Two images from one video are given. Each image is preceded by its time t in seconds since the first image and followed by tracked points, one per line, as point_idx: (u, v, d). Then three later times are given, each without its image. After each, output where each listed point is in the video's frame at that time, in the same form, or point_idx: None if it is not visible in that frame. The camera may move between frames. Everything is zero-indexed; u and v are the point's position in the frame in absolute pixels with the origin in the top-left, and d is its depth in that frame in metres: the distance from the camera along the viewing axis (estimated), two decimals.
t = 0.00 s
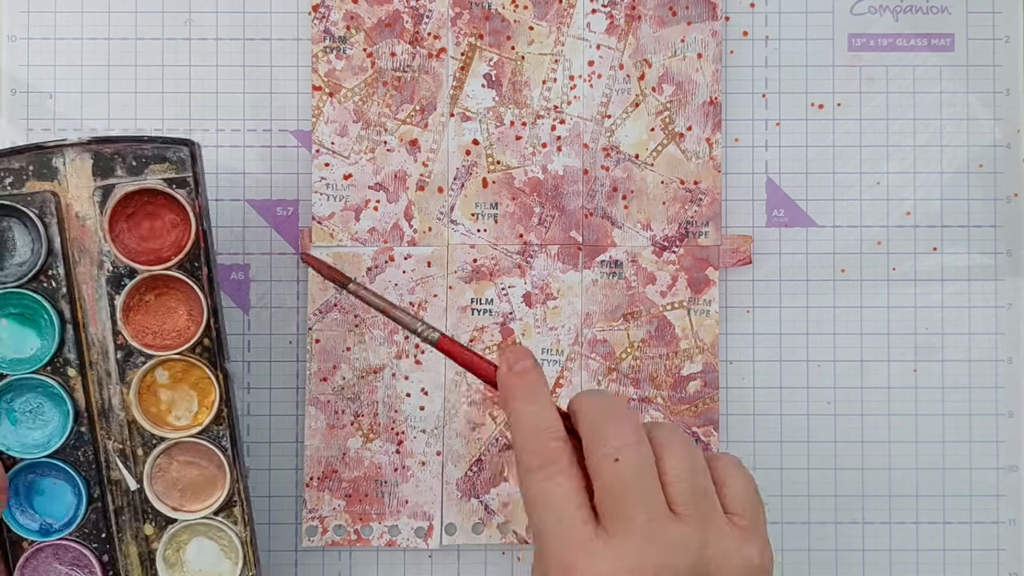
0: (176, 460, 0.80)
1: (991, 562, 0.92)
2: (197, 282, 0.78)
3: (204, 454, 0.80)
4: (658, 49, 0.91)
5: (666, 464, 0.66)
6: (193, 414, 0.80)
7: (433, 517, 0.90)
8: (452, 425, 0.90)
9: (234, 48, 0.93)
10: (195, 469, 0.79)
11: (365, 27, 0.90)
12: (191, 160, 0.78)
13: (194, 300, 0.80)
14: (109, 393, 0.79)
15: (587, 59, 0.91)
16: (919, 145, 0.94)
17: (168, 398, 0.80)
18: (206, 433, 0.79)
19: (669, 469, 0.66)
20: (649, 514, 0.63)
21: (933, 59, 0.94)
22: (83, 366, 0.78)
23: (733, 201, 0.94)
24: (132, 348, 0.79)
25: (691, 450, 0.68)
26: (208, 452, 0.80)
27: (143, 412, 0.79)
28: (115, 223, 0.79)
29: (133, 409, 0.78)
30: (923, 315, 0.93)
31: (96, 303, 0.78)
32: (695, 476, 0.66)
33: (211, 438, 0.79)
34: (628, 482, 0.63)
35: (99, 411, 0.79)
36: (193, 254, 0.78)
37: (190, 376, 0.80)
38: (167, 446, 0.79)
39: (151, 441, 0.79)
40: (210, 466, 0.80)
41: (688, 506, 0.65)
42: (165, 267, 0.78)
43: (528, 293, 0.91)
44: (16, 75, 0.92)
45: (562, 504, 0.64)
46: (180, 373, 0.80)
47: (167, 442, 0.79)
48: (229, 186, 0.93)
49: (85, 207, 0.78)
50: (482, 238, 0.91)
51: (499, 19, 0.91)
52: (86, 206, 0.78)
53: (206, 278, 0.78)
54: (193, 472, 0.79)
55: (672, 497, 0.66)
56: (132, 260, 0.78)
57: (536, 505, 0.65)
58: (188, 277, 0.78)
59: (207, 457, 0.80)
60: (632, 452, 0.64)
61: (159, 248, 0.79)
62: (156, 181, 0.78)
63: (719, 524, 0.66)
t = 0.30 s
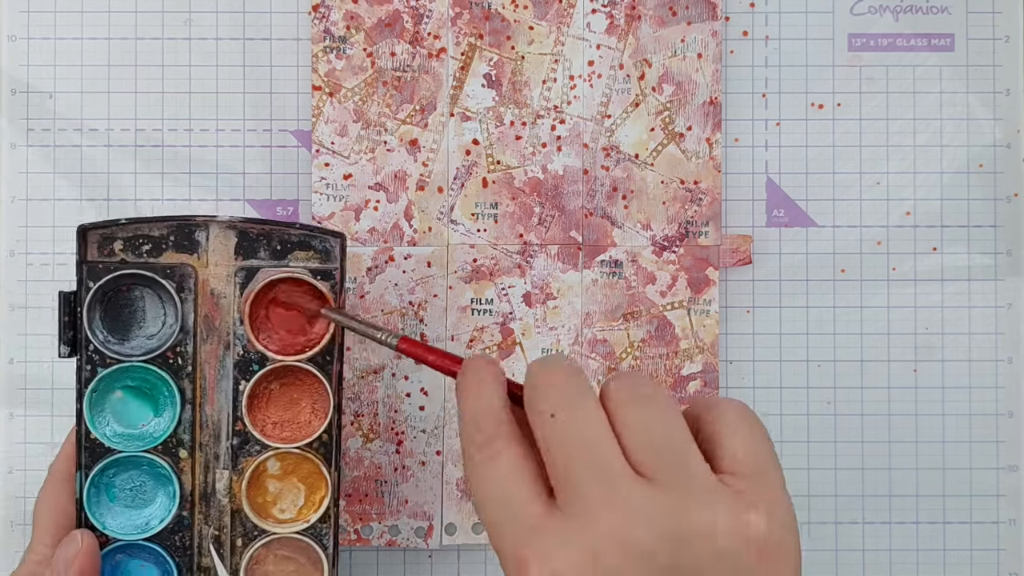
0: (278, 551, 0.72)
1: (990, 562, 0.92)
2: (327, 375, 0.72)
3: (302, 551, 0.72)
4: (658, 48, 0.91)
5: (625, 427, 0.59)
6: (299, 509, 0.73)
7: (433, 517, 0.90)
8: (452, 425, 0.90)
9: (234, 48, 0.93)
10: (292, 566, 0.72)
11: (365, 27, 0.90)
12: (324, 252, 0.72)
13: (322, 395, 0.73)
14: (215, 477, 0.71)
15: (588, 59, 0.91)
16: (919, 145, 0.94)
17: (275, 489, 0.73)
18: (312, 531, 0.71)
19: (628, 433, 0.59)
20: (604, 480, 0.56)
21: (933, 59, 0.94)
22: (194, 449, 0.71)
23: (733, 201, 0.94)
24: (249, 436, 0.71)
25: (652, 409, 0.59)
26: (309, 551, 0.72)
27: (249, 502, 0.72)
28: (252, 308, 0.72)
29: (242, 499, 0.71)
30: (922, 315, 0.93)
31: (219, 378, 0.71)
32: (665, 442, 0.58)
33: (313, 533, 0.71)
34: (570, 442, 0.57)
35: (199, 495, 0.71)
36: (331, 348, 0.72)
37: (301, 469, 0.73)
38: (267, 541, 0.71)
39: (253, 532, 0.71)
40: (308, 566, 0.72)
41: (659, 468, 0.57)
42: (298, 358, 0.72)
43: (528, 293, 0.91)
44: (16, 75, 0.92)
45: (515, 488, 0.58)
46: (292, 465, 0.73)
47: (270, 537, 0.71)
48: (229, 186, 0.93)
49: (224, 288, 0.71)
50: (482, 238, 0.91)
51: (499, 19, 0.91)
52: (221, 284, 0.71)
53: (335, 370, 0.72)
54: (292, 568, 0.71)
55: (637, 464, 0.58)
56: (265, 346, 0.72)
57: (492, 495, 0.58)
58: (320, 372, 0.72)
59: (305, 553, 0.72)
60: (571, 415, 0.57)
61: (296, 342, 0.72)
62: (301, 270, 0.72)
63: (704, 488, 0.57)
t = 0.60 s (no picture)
0: (304, 552, 0.73)
1: (990, 562, 0.92)
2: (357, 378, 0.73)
3: (328, 553, 0.74)
4: (658, 48, 0.91)
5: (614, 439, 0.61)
6: (326, 511, 0.74)
7: (433, 517, 0.90)
8: (452, 425, 0.90)
9: (234, 48, 0.93)
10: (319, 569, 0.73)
11: (365, 27, 0.90)
12: (353, 258, 0.74)
13: (352, 399, 0.74)
14: (244, 479, 0.73)
15: (587, 59, 0.91)
16: (918, 145, 0.94)
17: (303, 491, 0.75)
18: (339, 534, 0.73)
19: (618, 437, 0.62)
20: (588, 469, 0.58)
21: (933, 59, 0.94)
22: (225, 450, 0.73)
23: (733, 201, 0.94)
24: (279, 438, 0.73)
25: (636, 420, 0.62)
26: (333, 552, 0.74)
27: (278, 504, 0.73)
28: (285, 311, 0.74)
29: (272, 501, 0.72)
30: (922, 315, 0.93)
31: (251, 381, 0.73)
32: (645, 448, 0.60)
33: (341, 536, 0.73)
34: (555, 435, 0.59)
35: (228, 496, 0.73)
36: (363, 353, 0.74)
37: (329, 472, 0.75)
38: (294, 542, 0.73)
39: (280, 534, 0.73)
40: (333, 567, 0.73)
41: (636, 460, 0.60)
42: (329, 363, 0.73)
43: (528, 293, 0.91)
44: (16, 75, 0.92)
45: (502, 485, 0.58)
46: (321, 469, 0.75)
47: (298, 538, 0.73)
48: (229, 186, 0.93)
49: (257, 291, 0.73)
50: (482, 238, 0.91)
51: (499, 19, 0.91)
52: (255, 287, 0.73)
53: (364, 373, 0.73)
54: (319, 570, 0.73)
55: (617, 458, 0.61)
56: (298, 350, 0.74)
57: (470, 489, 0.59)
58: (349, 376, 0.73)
59: (331, 556, 0.74)
60: (560, 414, 0.60)
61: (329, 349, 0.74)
62: (334, 275, 0.74)
63: (684, 479, 0.59)
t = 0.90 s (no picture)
0: (135, 414, 0.80)
1: (990, 562, 0.92)
2: (121, 223, 0.78)
3: (161, 407, 0.80)
4: (658, 48, 0.91)
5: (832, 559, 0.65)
6: (142, 363, 0.80)
7: (433, 517, 0.90)
8: (452, 425, 0.90)
9: (234, 48, 0.93)
10: (155, 422, 0.80)
11: (365, 27, 0.90)
12: (88, 96, 0.77)
13: (121, 241, 0.80)
14: (57, 351, 0.79)
15: (587, 59, 0.91)
16: (918, 145, 0.94)
17: (114, 349, 0.80)
18: (159, 380, 0.79)
19: None
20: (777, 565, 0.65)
21: (933, 59, 0.94)
22: (27, 328, 0.78)
23: (732, 201, 0.94)
24: (71, 302, 0.79)
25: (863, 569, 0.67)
26: (164, 402, 0.80)
27: (93, 366, 0.80)
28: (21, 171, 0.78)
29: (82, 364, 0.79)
30: (922, 315, 0.93)
31: (26, 256, 0.79)
32: None
33: (165, 386, 0.79)
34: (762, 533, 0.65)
35: (49, 372, 0.79)
36: (107, 194, 0.78)
37: (133, 324, 0.80)
38: (123, 400, 0.79)
39: (106, 396, 0.79)
40: (173, 418, 0.80)
41: None
42: (87, 210, 0.78)
43: (528, 293, 0.91)
44: (16, 75, 0.92)
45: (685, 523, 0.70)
46: (124, 322, 0.80)
47: (121, 395, 0.79)
48: (229, 186, 0.93)
49: None
50: (482, 238, 0.91)
51: (499, 19, 0.91)
52: None
53: (127, 216, 0.78)
54: (154, 425, 0.80)
55: None
56: (51, 212, 0.78)
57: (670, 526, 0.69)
58: (107, 218, 0.78)
59: (167, 410, 0.80)
60: None
61: (73, 188, 0.79)
62: (60, 124, 0.78)
63: None
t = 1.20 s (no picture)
0: (130, 411, 0.80)
1: (990, 562, 0.92)
2: (118, 225, 0.78)
3: (155, 403, 0.80)
4: (658, 49, 0.91)
5: None
6: (138, 362, 0.80)
7: (433, 517, 0.90)
8: (452, 425, 0.90)
9: (234, 48, 0.93)
10: (150, 419, 0.80)
11: (365, 27, 0.90)
12: (90, 100, 0.77)
13: (118, 244, 0.79)
14: (56, 350, 0.79)
15: (587, 60, 0.91)
16: (918, 145, 0.94)
17: (110, 348, 0.80)
18: (152, 380, 0.79)
19: None
20: None
21: (933, 59, 0.94)
22: (27, 327, 0.79)
23: (733, 201, 0.94)
24: (68, 303, 0.79)
25: None
26: (158, 400, 0.80)
27: (89, 365, 0.80)
28: (28, 176, 0.79)
29: (78, 363, 0.79)
30: (922, 315, 0.93)
31: (28, 259, 0.79)
32: None
33: (158, 384, 0.79)
34: None
35: (49, 371, 0.79)
36: (105, 197, 0.78)
37: (128, 324, 0.80)
38: (117, 398, 0.80)
39: (101, 393, 0.79)
40: (164, 415, 0.80)
41: None
42: (85, 212, 0.78)
43: (528, 293, 0.91)
44: (16, 75, 0.92)
45: None
46: (118, 322, 0.80)
47: (116, 393, 0.79)
48: (229, 186, 0.93)
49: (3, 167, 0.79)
50: (481, 238, 0.91)
51: (499, 19, 0.91)
52: (4, 165, 0.79)
53: (124, 218, 0.78)
54: (148, 422, 0.80)
55: None
56: (52, 213, 0.79)
57: None
58: (105, 222, 0.78)
59: (160, 407, 0.80)
60: None
61: (69, 189, 0.79)
62: (62, 128, 0.78)
63: None
